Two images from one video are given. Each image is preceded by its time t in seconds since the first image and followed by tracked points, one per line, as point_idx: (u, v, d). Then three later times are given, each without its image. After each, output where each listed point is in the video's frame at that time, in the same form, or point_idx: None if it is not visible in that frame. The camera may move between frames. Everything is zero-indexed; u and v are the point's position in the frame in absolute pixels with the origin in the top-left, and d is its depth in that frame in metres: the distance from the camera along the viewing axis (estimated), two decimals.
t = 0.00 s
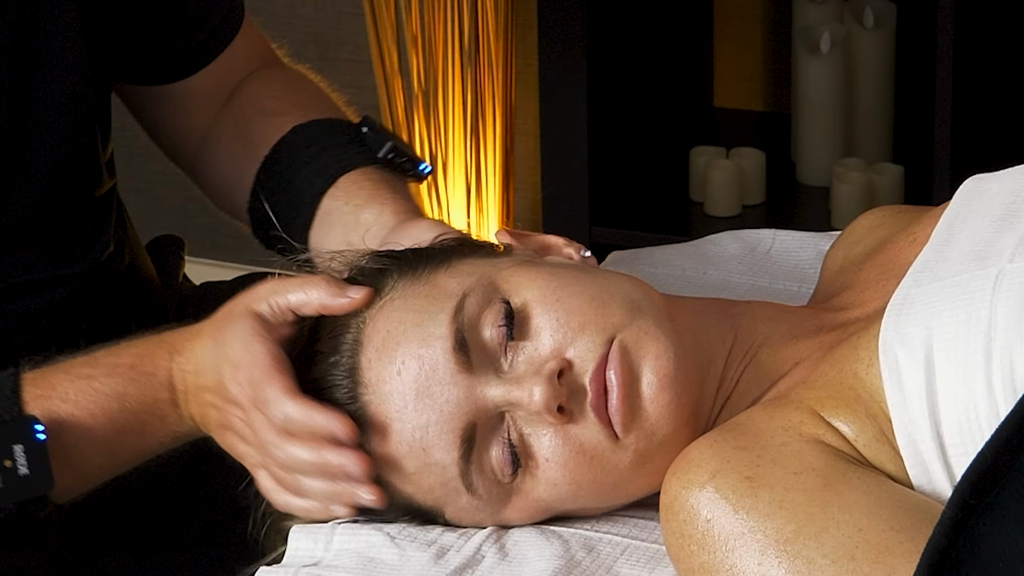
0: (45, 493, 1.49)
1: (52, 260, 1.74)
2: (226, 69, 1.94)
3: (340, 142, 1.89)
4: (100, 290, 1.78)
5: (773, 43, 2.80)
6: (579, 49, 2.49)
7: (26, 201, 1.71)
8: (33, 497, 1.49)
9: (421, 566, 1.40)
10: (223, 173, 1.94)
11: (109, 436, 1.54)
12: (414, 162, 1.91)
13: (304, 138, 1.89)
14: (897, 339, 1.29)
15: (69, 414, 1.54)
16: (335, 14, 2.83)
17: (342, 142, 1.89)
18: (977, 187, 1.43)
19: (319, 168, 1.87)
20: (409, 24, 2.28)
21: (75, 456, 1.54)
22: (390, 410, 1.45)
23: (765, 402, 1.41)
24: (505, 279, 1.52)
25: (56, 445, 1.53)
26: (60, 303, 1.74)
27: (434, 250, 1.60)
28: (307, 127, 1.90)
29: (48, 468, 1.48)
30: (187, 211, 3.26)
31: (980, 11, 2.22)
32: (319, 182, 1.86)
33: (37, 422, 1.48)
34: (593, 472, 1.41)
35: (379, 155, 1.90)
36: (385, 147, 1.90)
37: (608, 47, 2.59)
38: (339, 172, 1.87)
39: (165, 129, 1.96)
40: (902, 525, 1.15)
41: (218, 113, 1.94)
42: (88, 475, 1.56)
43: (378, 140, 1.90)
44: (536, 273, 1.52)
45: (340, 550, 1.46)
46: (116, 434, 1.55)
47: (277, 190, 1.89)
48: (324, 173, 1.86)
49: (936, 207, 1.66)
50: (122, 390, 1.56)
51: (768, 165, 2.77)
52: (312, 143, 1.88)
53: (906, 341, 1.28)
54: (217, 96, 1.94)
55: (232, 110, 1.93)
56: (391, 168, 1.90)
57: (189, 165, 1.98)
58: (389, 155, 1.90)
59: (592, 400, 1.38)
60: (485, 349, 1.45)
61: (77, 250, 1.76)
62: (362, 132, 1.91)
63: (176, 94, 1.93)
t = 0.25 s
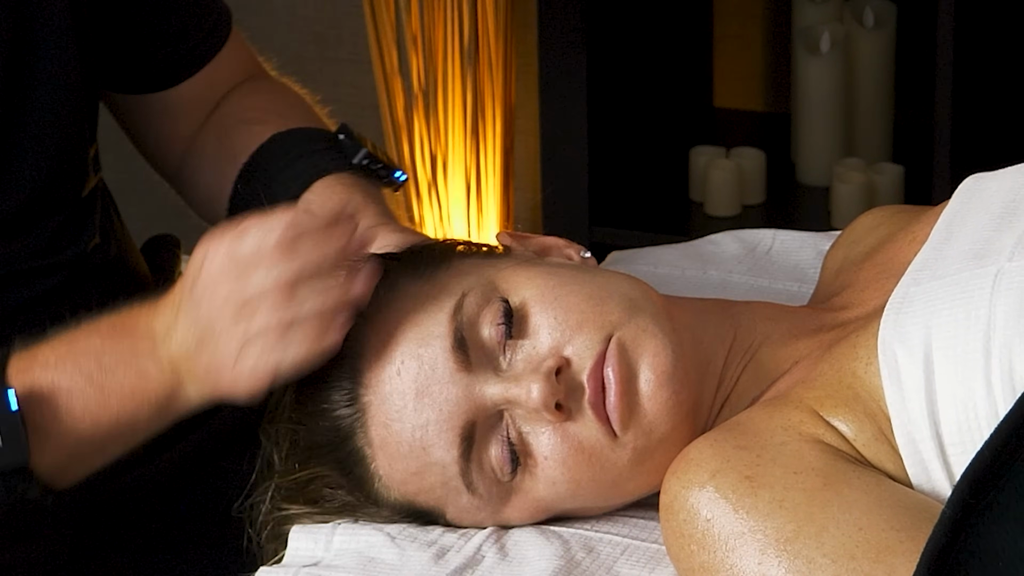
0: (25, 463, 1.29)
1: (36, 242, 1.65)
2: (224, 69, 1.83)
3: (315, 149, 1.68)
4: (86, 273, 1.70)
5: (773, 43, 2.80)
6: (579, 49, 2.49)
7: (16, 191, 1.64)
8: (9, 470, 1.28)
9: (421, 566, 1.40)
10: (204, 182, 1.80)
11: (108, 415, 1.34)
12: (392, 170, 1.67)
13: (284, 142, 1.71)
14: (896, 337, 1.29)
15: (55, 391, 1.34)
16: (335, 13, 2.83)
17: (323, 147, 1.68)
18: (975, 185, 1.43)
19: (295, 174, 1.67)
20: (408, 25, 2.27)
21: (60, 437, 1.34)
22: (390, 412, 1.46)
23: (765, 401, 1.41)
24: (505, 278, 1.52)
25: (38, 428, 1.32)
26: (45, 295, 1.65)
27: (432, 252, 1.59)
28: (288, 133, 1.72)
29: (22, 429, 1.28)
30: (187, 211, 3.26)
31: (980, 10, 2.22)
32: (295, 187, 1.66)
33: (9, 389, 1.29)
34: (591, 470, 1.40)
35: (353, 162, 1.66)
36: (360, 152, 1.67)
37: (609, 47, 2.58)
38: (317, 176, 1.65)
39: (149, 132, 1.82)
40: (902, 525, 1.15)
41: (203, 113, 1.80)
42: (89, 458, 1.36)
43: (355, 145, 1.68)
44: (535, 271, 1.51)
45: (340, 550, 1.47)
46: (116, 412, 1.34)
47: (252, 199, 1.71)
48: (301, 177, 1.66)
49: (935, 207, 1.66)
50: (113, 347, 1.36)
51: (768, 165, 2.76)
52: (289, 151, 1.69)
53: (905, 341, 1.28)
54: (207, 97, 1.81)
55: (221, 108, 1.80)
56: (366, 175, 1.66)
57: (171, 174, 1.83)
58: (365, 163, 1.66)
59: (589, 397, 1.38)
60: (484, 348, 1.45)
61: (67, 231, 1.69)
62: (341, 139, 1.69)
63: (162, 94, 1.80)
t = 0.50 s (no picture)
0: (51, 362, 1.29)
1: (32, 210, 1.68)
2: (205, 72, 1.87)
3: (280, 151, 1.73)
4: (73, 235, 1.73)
5: (773, 42, 2.80)
6: (579, 48, 2.49)
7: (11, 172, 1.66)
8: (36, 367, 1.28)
9: (421, 565, 1.40)
10: (179, 183, 1.82)
11: (147, 328, 1.31)
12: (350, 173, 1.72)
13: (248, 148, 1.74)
14: (896, 337, 1.29)
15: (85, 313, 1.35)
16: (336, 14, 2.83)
17: (283, 151, 1.73)
18: (975, 184, 1.43)
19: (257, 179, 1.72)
20: (408, 24, 2.27)
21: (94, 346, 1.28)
22: (389, 407, 1.46)
23: (764, 401, 1.40)
24: (503, 275, 1.52)
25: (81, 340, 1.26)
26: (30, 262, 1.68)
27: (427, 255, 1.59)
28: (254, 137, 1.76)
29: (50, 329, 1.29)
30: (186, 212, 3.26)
31: (980, 10, 2.23)
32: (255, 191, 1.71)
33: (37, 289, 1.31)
34: (589, 465, 1.40)
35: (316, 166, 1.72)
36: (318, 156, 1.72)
37: (609, 47, 2.59)
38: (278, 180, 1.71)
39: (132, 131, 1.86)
40: (902, 524, 1.15)
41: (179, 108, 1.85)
42: (120, 375, 1.32)
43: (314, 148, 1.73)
44: (534, 268, 1.51)
45: (340, 550, 1.47)
46: (152, 326, 1.31)
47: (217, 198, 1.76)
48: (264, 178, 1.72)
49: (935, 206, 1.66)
50: (150, 265, 1.35)
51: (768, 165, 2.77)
52: (249, 155, 1.74)
53: (904, 340, 1.28)
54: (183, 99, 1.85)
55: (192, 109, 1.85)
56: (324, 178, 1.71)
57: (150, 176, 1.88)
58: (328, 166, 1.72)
59: (586, 392, 1.39)
60: (482, 344, 1.45)
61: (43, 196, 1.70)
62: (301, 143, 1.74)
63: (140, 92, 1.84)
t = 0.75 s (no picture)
0: (83, 319, 1.43)
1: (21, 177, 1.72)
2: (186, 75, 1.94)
3: (242, 154, 1.85)
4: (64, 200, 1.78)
5: (773, 42, 2.80)
6: (579, 48, 2.49)
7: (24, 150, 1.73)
8: (67, 321, 1.42)
9: (421, 565, 1.40)
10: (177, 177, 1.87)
11: (186, 308, 1.51)
12: (304, 174, 1.85)
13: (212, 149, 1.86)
14: (896, 336, 1.29)
15: (126, 292, 1.50)
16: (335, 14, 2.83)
17: (243, 152, 1.85)
18: (976, 185, 1.43)
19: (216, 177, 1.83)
20: (408, 23, 2.27)
21: (129, 314, 1.49)
22: (389, 401, 1.46)
23: (765, 400, 1.40)
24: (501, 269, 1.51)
25: (126, 314, 1.49)
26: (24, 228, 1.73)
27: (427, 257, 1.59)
28: (218, 139, 1.87)
29: (88, 292, 1.44)
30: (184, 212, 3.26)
31: (981, 10, 2.22)
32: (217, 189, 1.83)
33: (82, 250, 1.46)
34: (586, 461, 1.40)
35: (268, 167, 1.84)
36: (274, 158, 1.85)
37: (609, 47, 2.59)
38: (238, 177, 1.83)
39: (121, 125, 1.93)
40: (902, 525, 1.15)
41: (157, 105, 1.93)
42: (149, 351, 1.49)
43: (269, 150, 1.86)
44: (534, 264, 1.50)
45: (340, 550, 1.47)
46: (189, 306, 1.51)
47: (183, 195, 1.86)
48: (224, 175, 1.83)
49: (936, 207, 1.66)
50: (185, 268, 1.54)
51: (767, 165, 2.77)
52: (215, 155, 1.85)
53: (905, 339, 1.28)
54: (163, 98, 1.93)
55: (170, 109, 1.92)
56: (279, 179, 1.84)
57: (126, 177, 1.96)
58: (279, 167, 1.85)
59: (584, 387, 1.38)
60: (481, 339, 1.45)
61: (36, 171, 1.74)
62: (257, 144, 1.87)
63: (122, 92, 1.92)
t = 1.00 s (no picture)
0: (64, 313, 1.42)
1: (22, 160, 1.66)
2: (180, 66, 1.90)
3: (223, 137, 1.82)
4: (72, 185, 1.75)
5: (773, 43, 2.80)
6: (580, 48, 2.49)
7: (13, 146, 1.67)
8: (50, 312, 1.41)
9: (421, 565, 1.40)
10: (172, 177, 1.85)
11: (164, 323, 1.49)
12: (290, 152, 1.83)
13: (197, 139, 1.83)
14: (897, 337, 1.29)
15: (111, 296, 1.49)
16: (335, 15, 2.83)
17: (229, 133, 1.82)
18: (977, 185, 1.43)
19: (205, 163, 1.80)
20: (408, 23, 2.27)
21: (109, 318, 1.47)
22: (388, 400, 1.46)
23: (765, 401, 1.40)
24: (495, 268, 1.52)
25: (108, 313, 1.47)
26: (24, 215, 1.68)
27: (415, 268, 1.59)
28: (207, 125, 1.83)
29: (74, 288, 1.43)
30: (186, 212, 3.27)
31: (981, 10, 2.23)
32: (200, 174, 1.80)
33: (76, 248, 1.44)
34: (583, 458, 1.40)
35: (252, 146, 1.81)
36: (259, 136, 1.81)
37: (609, 47, 2.59)
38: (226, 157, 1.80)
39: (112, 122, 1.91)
40: (902, 524, 1.15)
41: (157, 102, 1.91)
42: (122, 360, 1.47)
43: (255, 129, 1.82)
44: (528, 262, 1.51)
45: (340, 550, 1.46)
46: (171, 322, 1.49)
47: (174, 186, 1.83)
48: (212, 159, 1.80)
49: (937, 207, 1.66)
50: (168, 286, 1.52)
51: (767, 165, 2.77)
52: (201, 142, 1.82)
53: (905, 340, 1.28)
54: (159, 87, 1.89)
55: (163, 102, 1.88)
56: (265, 157, 1.82)
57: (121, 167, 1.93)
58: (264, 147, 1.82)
59: (580, 383, 1.39)
60: (478, 337, 1.45)
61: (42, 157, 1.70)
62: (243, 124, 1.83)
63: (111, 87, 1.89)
